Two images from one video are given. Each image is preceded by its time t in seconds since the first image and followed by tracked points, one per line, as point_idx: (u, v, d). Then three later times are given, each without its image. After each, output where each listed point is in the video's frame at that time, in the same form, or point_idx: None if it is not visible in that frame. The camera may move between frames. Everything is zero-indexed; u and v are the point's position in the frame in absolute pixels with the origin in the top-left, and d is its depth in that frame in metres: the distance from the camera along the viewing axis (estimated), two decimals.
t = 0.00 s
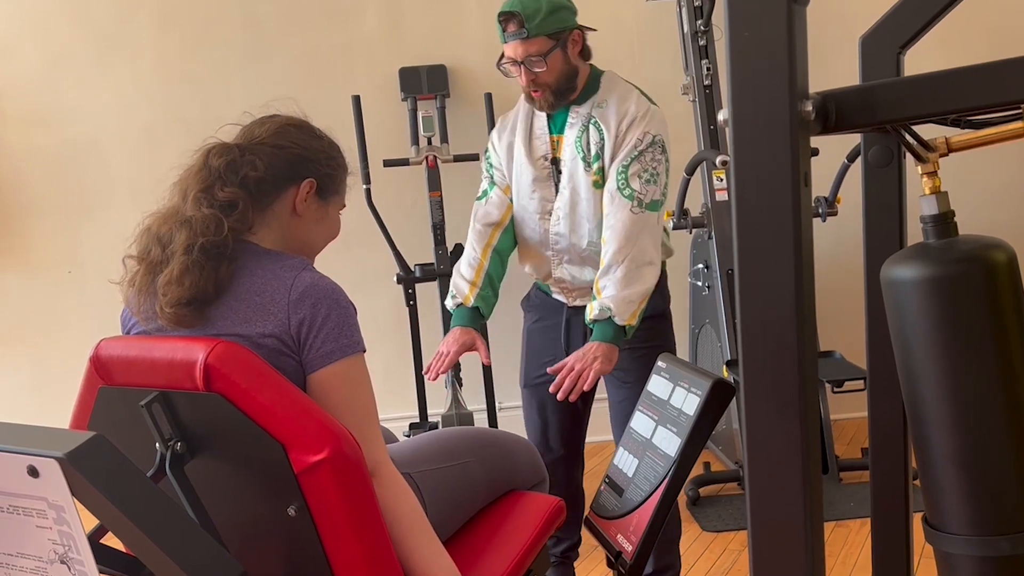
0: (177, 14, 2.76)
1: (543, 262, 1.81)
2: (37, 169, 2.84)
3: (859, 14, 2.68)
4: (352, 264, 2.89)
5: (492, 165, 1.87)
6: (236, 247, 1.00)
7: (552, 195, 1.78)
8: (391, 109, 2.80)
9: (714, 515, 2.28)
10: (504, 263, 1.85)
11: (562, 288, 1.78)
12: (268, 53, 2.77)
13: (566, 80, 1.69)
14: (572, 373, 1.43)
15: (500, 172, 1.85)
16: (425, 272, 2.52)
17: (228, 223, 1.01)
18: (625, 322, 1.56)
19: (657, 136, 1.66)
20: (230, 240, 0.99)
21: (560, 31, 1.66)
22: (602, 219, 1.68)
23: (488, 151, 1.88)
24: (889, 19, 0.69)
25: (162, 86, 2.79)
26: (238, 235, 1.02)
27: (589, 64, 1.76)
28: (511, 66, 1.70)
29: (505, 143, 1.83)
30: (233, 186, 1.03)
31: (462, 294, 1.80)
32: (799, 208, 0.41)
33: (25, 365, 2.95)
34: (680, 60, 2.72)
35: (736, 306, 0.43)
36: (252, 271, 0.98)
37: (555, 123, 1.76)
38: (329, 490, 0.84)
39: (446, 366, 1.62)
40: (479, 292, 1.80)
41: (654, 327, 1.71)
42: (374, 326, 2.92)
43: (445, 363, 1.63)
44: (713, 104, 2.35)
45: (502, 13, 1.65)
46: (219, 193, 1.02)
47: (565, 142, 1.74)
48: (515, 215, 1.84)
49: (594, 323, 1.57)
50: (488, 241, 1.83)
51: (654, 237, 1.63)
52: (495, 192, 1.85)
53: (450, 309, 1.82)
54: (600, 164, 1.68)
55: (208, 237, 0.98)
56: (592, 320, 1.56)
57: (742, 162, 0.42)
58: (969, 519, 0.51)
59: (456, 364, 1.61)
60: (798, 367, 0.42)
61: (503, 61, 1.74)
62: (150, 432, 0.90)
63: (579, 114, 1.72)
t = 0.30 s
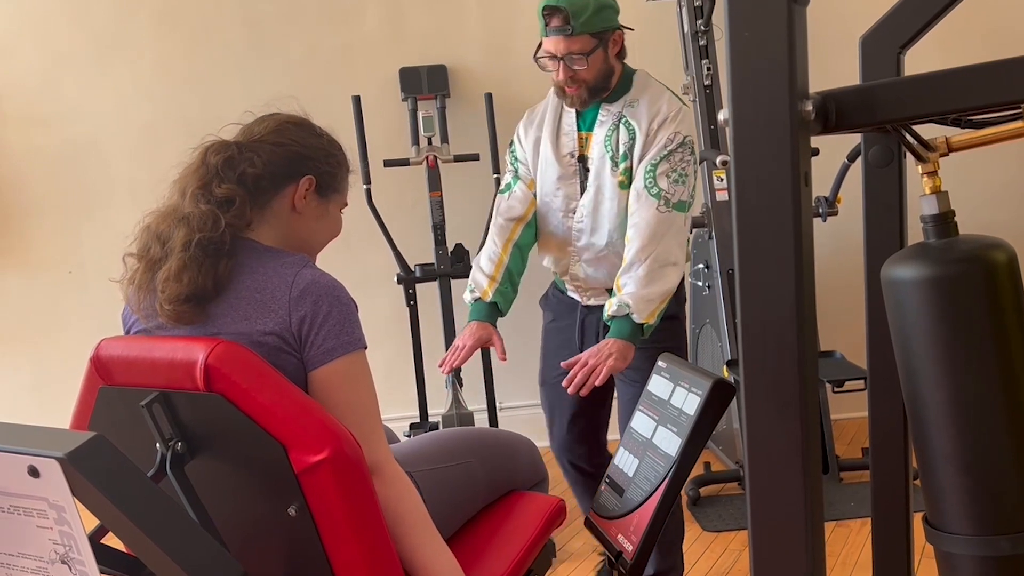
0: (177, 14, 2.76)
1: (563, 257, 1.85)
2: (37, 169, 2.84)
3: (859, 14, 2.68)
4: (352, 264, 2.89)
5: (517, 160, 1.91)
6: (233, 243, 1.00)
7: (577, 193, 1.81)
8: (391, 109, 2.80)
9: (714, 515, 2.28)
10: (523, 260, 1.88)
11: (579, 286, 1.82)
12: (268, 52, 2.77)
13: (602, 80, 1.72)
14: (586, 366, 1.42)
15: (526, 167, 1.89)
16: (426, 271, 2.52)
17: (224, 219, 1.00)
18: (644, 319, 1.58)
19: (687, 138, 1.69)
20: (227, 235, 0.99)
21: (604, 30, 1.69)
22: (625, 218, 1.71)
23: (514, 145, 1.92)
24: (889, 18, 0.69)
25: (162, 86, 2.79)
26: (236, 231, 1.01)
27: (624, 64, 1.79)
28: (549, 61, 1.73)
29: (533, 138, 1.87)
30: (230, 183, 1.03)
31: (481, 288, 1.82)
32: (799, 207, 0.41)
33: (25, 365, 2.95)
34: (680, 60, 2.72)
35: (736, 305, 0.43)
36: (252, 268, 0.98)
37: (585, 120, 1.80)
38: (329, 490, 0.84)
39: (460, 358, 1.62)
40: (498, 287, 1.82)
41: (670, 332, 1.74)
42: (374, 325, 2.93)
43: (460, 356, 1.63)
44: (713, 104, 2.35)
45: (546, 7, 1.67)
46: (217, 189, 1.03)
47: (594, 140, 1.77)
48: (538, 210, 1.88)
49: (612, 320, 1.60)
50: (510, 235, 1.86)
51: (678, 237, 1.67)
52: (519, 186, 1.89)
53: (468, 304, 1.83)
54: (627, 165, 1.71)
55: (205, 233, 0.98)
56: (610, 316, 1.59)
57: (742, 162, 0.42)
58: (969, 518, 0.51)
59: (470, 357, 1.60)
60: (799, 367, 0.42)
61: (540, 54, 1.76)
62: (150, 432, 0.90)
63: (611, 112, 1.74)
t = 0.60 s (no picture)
0: (178, 15, 2.77)
1: (563, 257, 1.84)
2: (37, 169, 2.84)
3: (859, 14, 2.68)
4: (352, 264, 2.89)
5: (522, 169, 1.93)
6: (251, 228, 1.01)
7: (576, 197, 1.82)
8: (391, 109, 2.80)
9: (715, 515, 2.28)
10: (531, 259, 1.88)
11: (579, 286, 1.82)
12: (268, 53, 2.78)
13: (595, 86, 1.74)
14: (592, 356, 1.46)
15: (530, 175, 1.91)
16: (426, 271, 2.52)
17: (247, 203, 1.01)
18: (645, 309, 1.59)
19: (679, 138, 1.69)
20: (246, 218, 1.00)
21: (591, 37, 1.72)
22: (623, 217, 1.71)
23: (519, 156, 1.94)
24: (889, 18, 0.69)
25: (162, 86, 2.80)
26: (258, 217, 1.02)
27: (616, 73, 1.79)
28: (542, 69, 1.76)
29: (535, 148, 1.89)
30: (256, 170, 1.03)
31: (490, 285, 1.84)
32: (800, 204, 0.41)
33: (25, 365, 2.96)
34: (680, 60, 2.72)
35: (737, 304, 0.43)
36: (268, 253, 0.98)
37: (581, 127, 1.81)
38: (331, 488, 0.84)
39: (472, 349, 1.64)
40: (507, 284, 1.84)
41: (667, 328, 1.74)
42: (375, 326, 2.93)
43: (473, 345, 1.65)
44: (713, 103, 2.34)
45: (537, 17, 1.73)
46: (242, 175, 1.03)
47: (590, 145, 1.78)
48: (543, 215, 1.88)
49: (615, 312, 1.61)
50: (516, 237, 1.87)
51: (675, 233, 1.67)
52: (524, 193, 1.90)
53: (478, 302, 1.86)
54: (621, 167, 1.72)
55: (228, 214, 1.00)
56: (614, 307, 1.60)
57: (743, 162, 0.42)
58: (971, 518, 0.51)
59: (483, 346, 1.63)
60: (801, 366, 0.42)
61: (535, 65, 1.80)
62: (152, 432, 0.91)
63: (605, 118, 1.75)
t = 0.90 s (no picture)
0: (178, 15, 2.77)
1: (567, 269, 1.85)
2: (37, 169, 2.84)
3: (859, 14, 2.68)
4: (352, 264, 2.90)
5: (519, 181, 1.92)
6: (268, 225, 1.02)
7: (575, 211, 1.82)
8: (392, 109, 2.80)
9: (715, 514, 2.28)
10: (532, 276, 1.87)
11: (580, 292, 1.83)
12: (268, 53, 2.78)
13: (587, 98, 1.74)
14: (603, 388, 1.45)
15: (527, 189, 1.91)
16: (426, 271, 2.52)
17: (269, 198, 1.02)
18: (645, 326, 1.59)
19: (675, 149, 1.68)
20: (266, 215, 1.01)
21: (581, 50, 1.72)
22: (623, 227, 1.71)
23: (515, 168, 1.93)
24: (889, 17, 0.69)
25: (162, 86, 2.80)
26: (277, 211, 1.02)
27: (609, 83, 1.80)
28: (534, 84, 1.75)
29: (532, 161, 1.89)
30: (275, 167, 1.05)
31: (492, 308, 1.81)
32: (800, 203, 0.41)
33: (25, 364, 2.96)
34: (680, 59, 2.72)
35: (737, 304, 0.43)
36: (276, 255, 0.98)
37: (577, 140, 1.81)
38: (332, 488, 0.84)
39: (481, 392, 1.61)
40: (509, 306, 1.81)
41: (671, 337, 1.76)
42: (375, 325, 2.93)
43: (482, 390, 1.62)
44: (714, 103, 2.34)
45: (527, 33, 1.72)
46: (262, 171, 1.04)
47: (586, 157, 1.78)
48: (543, 230, 1.88)
49: (617, 330, 1.61)
50: (517, 255, 1.86)
51: (672, 245, 1.66)
52: (523, 208, 1.89)
53: (482, 325, 1.83)
54: (618, 179, 1.72)
55: (247, 209, 1.00)
56: (614, 325, 1.60)
57: (742, 162, 0.42)
58: (971, 518, 0.51)
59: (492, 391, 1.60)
60: (801, 365, 0.42)
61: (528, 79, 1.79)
62: (153, 433, 0.91)
63: (600, 130, 1.76)
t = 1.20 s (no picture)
0: (178, 15, 2.77)
1: (562, 270, 1.87)
2: (37, 169, 2.84)
3: (859, 14, 2.68)
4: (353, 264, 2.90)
5: (516, 178, 1.91)
6: (252, 225, 1.01)
7: (572, 210, 1.82)
8: (392, 109, 2.80)
9: (716, 514, 2.27)
10: (527, 274, 1.87)
11: (578, 295, 1.82)
12: (269, 53, 2.78)
13: (590, 99, 1.74)
14: (591, 384, 1.43)
15: (524, 186, 1.90)
16: (427, 271, 2.52)
17: (253, 195, 1.01)
18: (643, 330, 1.58)
19: (677, 151, 1.69)
20: (252, 212, 1.00)
21: (586, 51, 1.71)
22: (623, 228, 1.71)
23: (513, 163, 1.91)
24: (891, 16, 0.69)
25: (162, 86, 2.80)
26: (262, 208, 1.02)
27: (611, 81, 1.81)
28: (536, 84, 1.75)
29: (530, 157, 1.88)
30: (262, 166, 1.05)
31: (489, 304, 1.82)
32: (802, 202, 0.41)
33: (25, 365, 2.96)
34: (681, 59, 2.72)
35: (738, 304, 0.43)
36: (265, 258, 0.97)
37: (577, 137, 1.81)
38: (331, 489, 0.84)
39: (476, 381, 1.60)
40: (506, 302, 1.82)
41: (670, 337, 1.76)
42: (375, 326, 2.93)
43: (478, 378, 1.62)
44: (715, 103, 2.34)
45: (530, 32, 1.70)
46: (249, 169, 1.04)
47: (587, 156, 1.78)
48: (538, 228, 1.88)
49: (612, 332, 1.60)
50: (512, 252, 1.86)
51: (672, 249, 1.67)
52: (519, 205, 1.89)
53: (477, 320, 1.83)
54: (619, 180, 1.72)
55: (232, 206, 1.00)
56: (611, 328, 1.59)
57: (743, 163, 0.42)
58: (972, 518, 0.51)
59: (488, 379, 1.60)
60: (802, 365, 0.42)
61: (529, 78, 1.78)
62: (152, 433, 0.91)
63: (601, 129, 1.76)
